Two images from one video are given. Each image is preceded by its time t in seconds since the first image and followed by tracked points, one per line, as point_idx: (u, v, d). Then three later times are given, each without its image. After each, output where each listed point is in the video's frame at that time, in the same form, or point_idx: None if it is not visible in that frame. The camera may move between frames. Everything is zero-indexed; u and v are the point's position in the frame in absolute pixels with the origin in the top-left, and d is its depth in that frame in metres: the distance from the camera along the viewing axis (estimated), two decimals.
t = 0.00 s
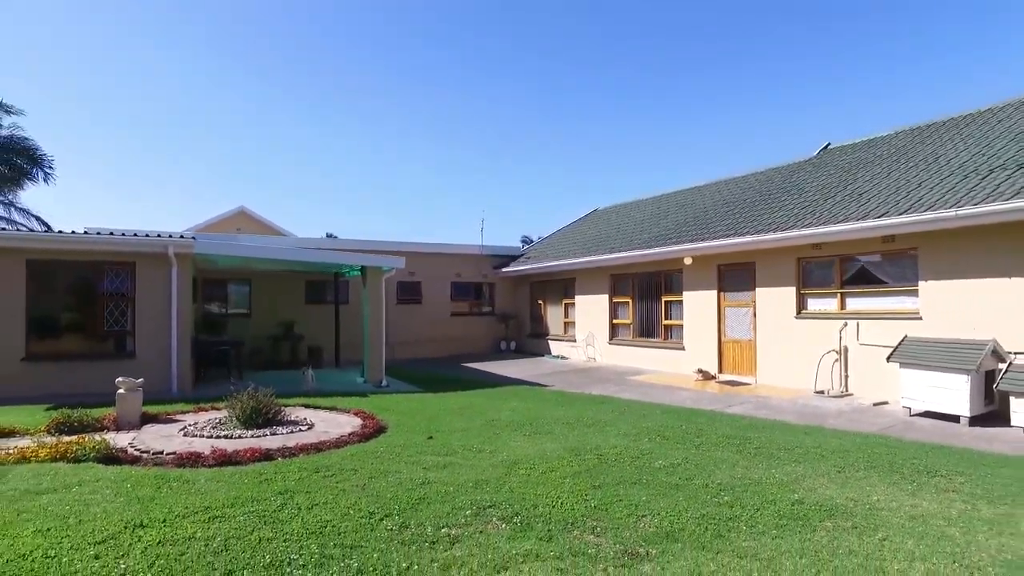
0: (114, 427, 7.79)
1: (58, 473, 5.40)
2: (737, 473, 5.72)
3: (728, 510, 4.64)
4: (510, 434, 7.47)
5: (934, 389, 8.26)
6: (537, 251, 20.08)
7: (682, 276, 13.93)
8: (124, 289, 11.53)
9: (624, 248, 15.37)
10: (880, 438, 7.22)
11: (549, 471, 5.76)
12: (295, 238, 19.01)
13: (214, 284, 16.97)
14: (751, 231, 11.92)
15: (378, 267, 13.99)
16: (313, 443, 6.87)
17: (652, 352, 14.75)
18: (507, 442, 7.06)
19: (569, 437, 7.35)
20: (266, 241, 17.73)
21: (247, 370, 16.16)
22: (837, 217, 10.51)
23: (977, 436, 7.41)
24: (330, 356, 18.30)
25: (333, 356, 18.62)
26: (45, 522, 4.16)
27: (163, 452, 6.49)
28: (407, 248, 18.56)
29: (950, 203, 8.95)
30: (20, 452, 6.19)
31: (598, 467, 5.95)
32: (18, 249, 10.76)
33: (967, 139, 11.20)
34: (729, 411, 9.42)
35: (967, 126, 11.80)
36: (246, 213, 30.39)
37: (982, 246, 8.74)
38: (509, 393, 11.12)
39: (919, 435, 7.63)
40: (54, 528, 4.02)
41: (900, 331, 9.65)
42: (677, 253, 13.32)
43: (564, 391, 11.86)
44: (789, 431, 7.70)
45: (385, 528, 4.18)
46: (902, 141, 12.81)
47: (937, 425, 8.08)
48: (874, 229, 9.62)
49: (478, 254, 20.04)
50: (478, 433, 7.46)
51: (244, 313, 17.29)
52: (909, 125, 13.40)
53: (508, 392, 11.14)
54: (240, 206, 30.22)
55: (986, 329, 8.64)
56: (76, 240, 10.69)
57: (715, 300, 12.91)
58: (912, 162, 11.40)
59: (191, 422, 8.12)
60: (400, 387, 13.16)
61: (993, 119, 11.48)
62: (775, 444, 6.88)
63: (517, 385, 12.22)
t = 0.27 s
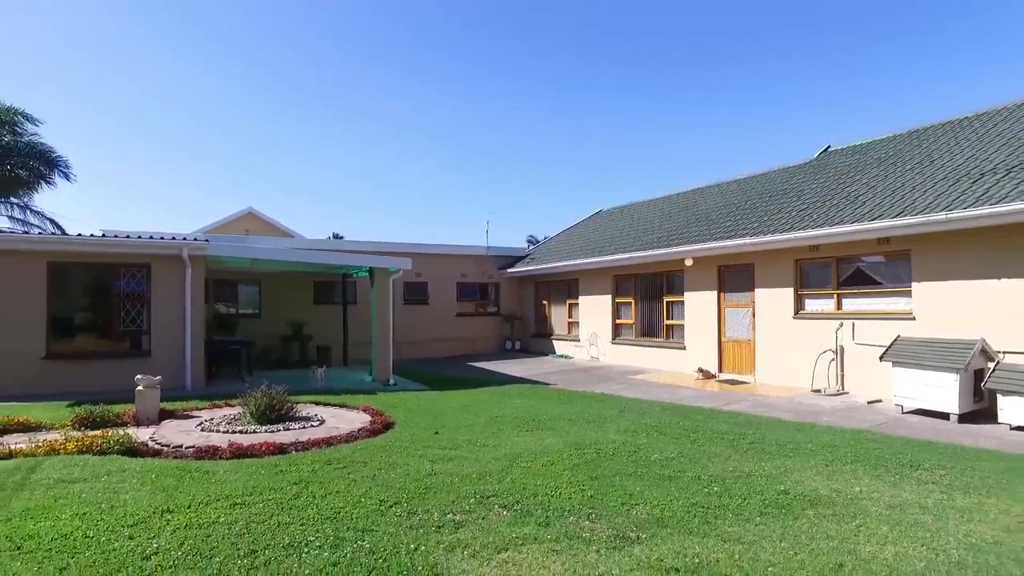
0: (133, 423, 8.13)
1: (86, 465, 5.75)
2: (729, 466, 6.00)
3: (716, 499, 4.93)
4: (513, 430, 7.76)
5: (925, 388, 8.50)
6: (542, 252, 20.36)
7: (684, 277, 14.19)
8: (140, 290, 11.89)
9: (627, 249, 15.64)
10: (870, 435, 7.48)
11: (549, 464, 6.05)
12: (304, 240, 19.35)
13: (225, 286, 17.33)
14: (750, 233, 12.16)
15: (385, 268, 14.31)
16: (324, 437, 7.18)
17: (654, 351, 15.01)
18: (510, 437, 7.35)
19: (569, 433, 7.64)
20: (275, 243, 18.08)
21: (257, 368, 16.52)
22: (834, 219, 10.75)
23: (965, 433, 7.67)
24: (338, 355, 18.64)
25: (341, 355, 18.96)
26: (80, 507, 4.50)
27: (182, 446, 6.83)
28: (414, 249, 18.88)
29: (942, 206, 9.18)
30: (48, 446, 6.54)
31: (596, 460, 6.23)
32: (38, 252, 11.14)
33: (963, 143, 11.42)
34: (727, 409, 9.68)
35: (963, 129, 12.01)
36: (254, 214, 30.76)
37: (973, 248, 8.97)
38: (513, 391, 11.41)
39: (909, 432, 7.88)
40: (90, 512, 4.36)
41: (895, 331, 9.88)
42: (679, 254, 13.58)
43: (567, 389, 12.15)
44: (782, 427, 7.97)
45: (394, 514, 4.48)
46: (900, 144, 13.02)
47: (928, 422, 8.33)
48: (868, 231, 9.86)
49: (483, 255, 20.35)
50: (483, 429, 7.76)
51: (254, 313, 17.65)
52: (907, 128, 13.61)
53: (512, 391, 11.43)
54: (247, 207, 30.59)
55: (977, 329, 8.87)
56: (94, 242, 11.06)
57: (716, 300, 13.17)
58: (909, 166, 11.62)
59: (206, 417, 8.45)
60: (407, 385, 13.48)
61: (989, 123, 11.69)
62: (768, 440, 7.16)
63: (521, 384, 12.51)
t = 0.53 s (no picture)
0: (155, 419, 8.50)
1: (115, 459, 6.11)
2: (724, 461, 6.26)
3: (709, 491, 5.20)
4: (520, 427, 8.05)
5: (922, 388, 8.71)
6: (550, 253, 20.64)
7: (688, 279, 14.42)
8: (159, 291, 12.29)
9: (633, 251, 15.90)
10: (865, 433, 7.71)
11: (552, 458, 6.33)
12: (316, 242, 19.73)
13: (240, 287, 17.74)
14: (752, 236, 12.39)
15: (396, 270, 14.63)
16: (338, 433, 7.51)
17: (659, 351, 15.25)
18: (516, 434, 7.65)
19: (573, 430, 7.91)
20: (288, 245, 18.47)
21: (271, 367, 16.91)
22: (834, 222, 10.96)
23: (958, 431, 7.88)
24: (350, 355, 19.01)
25: (352, 354, 19.32)
26: (114, 495, 4.86)
27: (203, 441, 7.18)
28: (424, 251, 19.22)
29: (939, 210, 9.38)
30: (77, 441, 6.91)
31: (598, 455, 6.51)
32: (62, 255, 11.55)
33: (963, 146, 11.58)
34: (728, 407, 9.93)
35: (964, 133, 12.18)
36: (267, 216, 31.20)
37: (970, 250, 9.16)
38: (520, 390, 11.67)
39: (904, 430, 8.11)
40: (123, 499, 4.71)
41: (893, 332, 10.09)
42: (683, 256, 13.81)
43: (573, 388, 12.42)
44: (780, 425, 8.21)
45: (405, 503, 4.79)
46: (902, 147, 13.19)
47: (924, 420, 8.55)
48: (867, 235, 10.07)
49: (491, 256, 20.65)
50: (489, 426, 8.05)
51: (268, 313, 18.06)
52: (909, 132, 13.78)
53: (519, 390, 11.69)
54: (260, 209, 31.02)
55: (973, 330, 9.07)
56: (116, 246, 11.47)
57: (720, 302, 13.40)
58: (909, 169, 11.81)
59: (225, 414, 8.81)
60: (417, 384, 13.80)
61: (988, 127, 11.85)
62: (765, 437, 7.41)
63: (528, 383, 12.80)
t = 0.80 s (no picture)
0: (175, 416, 8.85)
1: (140, 452, 6.44)
2: (721, 456, 6.51)
3: (704, 483, 5.45)
4: (525, 424, 8.32)
5: (918, 387, 8.91)
6: (557, 254, 20.90)
7: (693, 279, 14.64)
8: (176, 292, 12.66)
9: (638, 252, 16.14)
10: (861, 430, 7.93)
11: (556, 453, 6.60)
12: (327, 243, 20.09)
13: (253, 287, 18.12)
14: (755, 238, 12.60)
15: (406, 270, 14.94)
16: (350, 429, 7.81)
17: (665, 351, 15.48)
18: (521, 430, 7.92)
19: (577, 427, 8.17)
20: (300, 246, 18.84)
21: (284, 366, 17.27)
22: (835, 225, 11.17)
23: (953, 429, 8.08)
24: (360, 354, 19.35)
25: (363, 354, 19.67)
26: (143, 484, 5.18)
27: (222, 436, 7.50)
28: (433, 252, 19.54)
29: (936, 213, 9.57)
30: (103, 435, 7.26)
31: (599, 450, 6.77)
32: (83, 257, 11.94)
33: (963, 149, 11.74)
34: (730, 405, 10.16)
35: (965, 136, 12.33)
36: (278, 218, 31.69)
37: (967, 252, 9.34)
38: (526, 389, 11.94)
39: (900, 428, 8.31)
40: (151, 488, 5.03)
41: (893, 332, 10.28)
42: (687, 257, 14.03)
43: (578, 387, 12.68)
44: (779, 422, 8.44)
45: (414, 493, 5.07)
46: (905, 150, 13.35)
47: (920, 418, 8.75)
48: (866, 237, 10.27)
49: (499, 257, 20.93)
50: (496, 423, 8.33)
51: (281, 313, 18.43)
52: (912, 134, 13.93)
53: (525, 389, 11.96)
54: (271, 210, 31.45)
55: (971, 330, 9.24)
56: (135, 248, 11.85)
57: (724, 302, 13.61)
58: (910, 172, 11.98)
59: (241, 411, 9.15)
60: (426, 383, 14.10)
61: (989, 130, 12.01)
62: (763, 433, 7.64)
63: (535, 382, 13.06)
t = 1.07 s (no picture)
0: (192, 411, 9.19)
1: (161, 444, 6.77)
2: (716, 450, 6.77)
3: (697, 474, 5.73)
4: (529, 419, 8.60)
5: (913, 384, 9.13)
6: (563, 254, 21.16)
7: (696, 279, 14.87)
8: (192, 292, 13.03)
9: (642, 252, 16.38)
10: (855, 426, 8.16)
11: (557, 447, 6.88)
12: (337, 244, 20.44)
13: (265, 287, 18.49)
14: (756, 238, 12.83)
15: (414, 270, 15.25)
16: (361, 423, 8.12)
17: (668, 350, 15.71)
18: (525, 425, 8.20)
19: (579, 422, 8.45)
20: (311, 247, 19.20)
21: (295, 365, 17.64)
22: (834, 226, 11.38)
23: (946, 426, 8.30)
24: (369, 353, 19.69)
25: (372, 352, 20.01)
26: (166, 473, 5.54)
27: (237, 430, 7.84)
28: (441, 252, 19.85)
29: (931, 214, 9.77)
30: (126, 429, 7.61)
31: (599, 444, 7.05)
32: (102, 258, 12.33)
33: (962, 151, 11.92)
34: (730, 403, 10.41)
35: (964, 137, 12.51)
36: (288, 219, 32.08)
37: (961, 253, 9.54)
38: (531, 386, 12.21)
39: (894, 425, 8.54)
40: (176, 478, 5.36)
41: (890, 332, 10.49)
42: (690, 258, 14.27)
43: (582, 385, 12.95)
44: (776, 419, 8.68)
45: (422, 482, 5.38)
46: (905, 151, 13.53)
47: (915, 415, 8.96)
48: (863, 238, 10.49)
49: (506, 258, 21.22)
50: (501, 418, 8.62)
51: (292, 313, 18.79)
52: (913, 135, 14.10)
53: (531, 386, 12.23)
54: (281, 211, 31.80)
55: (965, 329, 9.44)
56: (154, 250, 12.24)
57: (726, 301, 13.84)
58: (909, 174, 12.17)
59: (256, 407, 9.49)
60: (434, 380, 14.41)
61: (988, 132, 12.18)
62: (758, 429, 7.89)
63: (540, 380, 13.34)
